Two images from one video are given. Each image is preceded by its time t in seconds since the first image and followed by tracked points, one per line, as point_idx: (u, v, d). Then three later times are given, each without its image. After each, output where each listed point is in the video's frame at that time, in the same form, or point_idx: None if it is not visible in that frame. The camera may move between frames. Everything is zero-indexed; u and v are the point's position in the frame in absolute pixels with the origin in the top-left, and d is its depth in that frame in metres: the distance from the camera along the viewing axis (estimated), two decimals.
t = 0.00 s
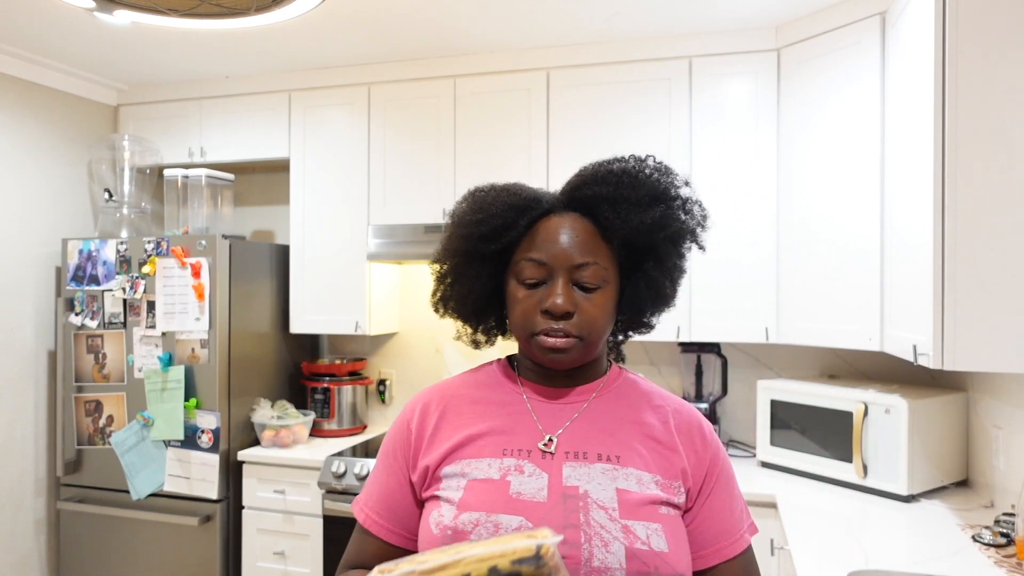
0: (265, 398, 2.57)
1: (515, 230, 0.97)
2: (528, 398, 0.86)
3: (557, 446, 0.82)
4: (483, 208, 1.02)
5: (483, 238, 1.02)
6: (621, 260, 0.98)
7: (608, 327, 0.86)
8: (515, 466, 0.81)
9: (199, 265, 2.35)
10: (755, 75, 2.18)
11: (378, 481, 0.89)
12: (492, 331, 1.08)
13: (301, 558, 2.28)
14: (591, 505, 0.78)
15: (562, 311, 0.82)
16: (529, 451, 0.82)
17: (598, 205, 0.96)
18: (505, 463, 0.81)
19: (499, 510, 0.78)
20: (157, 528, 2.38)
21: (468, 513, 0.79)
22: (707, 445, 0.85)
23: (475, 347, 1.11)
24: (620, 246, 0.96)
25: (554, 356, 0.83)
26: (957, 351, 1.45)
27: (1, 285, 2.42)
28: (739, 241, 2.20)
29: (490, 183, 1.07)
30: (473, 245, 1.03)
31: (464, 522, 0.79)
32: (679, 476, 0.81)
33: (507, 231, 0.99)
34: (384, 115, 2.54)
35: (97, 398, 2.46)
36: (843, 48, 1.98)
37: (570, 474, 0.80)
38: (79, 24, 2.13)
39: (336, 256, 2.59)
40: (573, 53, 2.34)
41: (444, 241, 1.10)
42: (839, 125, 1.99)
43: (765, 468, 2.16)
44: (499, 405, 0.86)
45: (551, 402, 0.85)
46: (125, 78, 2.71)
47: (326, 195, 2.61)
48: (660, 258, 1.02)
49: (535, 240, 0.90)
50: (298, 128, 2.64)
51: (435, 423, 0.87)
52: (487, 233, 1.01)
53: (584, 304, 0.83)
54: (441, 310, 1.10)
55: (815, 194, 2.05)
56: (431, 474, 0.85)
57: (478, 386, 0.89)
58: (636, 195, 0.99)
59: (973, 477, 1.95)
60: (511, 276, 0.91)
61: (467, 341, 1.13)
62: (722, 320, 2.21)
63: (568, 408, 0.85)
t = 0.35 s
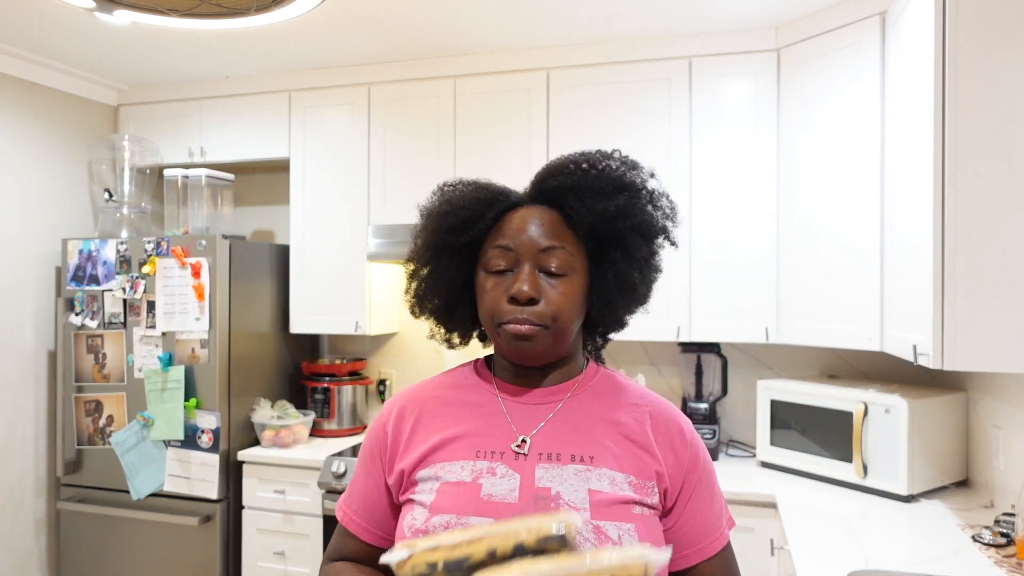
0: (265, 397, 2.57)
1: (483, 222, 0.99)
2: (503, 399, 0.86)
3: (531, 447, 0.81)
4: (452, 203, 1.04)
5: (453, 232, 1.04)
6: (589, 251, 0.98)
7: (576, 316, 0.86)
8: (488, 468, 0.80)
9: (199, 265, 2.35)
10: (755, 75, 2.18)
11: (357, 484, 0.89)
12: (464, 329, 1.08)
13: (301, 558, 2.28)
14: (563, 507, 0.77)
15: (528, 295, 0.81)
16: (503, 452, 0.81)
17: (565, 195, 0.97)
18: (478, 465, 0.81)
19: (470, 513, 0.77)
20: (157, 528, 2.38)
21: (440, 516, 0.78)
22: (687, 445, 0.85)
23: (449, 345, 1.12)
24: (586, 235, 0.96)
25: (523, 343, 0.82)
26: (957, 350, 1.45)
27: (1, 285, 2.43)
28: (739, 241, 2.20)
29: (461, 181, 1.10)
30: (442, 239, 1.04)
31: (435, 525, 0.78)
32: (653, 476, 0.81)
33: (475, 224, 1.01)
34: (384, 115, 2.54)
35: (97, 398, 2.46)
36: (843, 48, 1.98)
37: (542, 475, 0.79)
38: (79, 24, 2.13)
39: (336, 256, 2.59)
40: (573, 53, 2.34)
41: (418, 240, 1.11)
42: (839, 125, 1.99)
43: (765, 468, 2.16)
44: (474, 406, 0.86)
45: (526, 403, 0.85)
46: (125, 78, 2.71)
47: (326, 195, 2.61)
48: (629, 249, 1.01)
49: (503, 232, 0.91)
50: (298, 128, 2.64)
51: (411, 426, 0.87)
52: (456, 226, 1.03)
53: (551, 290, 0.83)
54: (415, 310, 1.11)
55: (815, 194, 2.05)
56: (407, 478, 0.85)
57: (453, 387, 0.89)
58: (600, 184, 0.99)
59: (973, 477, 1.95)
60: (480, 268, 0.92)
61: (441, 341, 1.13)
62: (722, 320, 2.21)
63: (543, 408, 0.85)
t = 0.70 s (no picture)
0: (265, 397, 2.57)
1: (481, 222, 1.00)
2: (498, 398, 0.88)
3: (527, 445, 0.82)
4: (448, 204, 1.05)
5: (450, 232, 1.04)
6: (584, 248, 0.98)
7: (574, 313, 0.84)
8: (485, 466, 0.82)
9: (199, 265, 2.35)
10: (755, 75, 2.18)
11: (350, 488, 0.83)
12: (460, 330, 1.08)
13: (301, 558, 2.28)
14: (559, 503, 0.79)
15: (527, 290, 0.80)
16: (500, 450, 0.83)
17: (560, 193, 0.98)
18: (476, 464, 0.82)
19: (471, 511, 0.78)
20: (157, 528, 2.38)
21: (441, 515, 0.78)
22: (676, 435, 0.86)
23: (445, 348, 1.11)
24: (581, 233, 0.97)
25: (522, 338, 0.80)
26: (957, 351, 1.45)
27: (1, 285, 2.43)
28: (739, 241, 2.20)
29: (457, 184, 1.11)
30: (439, 240, 1.05)
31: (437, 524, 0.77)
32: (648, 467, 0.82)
33: (472, 223, 1.01)
34: (384, 115, 2.54)
35: (97, 398, 2.46)
36: (843, 48, 1.98)
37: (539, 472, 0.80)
38: (79, 24, 2.13)
39: (336, 256, 2.60)
40: (573, 53, 2.34)
41: (414, 242, 1.12)
42: (839, 125, 1.99)
43: (765, 468, 2.16)
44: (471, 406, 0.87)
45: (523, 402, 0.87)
46: (125, 78, 2.71)
47: (326, 195, 2.61)
48: (623, 247, 1.01)
49: (502, 230, 0.90)
50: (298, 128, 2.64)
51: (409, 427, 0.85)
52: (452, 226, 1.04)
53: (549, 286, 0.82)
54: (413, 314, 1.11)
55: (815, 194, 2.05)
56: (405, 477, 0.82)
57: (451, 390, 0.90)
58: (594, 185, 1.00)
59: (972, 477, 1.95)
60: (478, 267, 0.91)
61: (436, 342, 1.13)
62: (722, 320, 2.21)
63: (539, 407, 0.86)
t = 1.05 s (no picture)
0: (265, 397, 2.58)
1: (481, 221, 0.99)
2: (500, 400, 0.89)
3: (531, 446, 0.84)
4: (449, 201, 1.05)
5: (450, 230, 1.04)
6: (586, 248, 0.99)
7: (576, 312, 0.85)
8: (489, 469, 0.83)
9: (199, 265, 2.35)
10: (755, 75, 2.18)
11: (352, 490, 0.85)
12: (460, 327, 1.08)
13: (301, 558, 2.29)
14: (565, 504, 0.80)
15: (529, 292, 0.81)
16: (504, 452, 0.84)
17: (562, 193, 0.97)
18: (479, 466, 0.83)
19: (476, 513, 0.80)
20: (157, 528, 2.38)
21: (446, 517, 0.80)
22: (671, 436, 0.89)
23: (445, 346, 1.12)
24: (582, 232, 0.97)
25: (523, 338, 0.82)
26: (956, 350, 1.45)
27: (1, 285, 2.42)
28: (739, 242, 2.20)
29: (457, 181, 1.11)
30: (439, 238, 1.05)
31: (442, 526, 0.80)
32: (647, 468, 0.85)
33: (473, 222, 1.01)
34: (384, 115, 2.54)
35: (97, 398, 2.46)
36: (843, 48, 1.98)
37: (543, 474, 0.82)
38: (79, 24, 2.13)
39: (336, 256, 2.60)
40: (572, 53, 2.34)
41: (414, 240, 1.12)
42: (838, 125, 1.99)
43: (765, 468, 2.16)
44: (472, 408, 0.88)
45: (525, 404, 0.87)
46: (125, 79, 2.71)
47: (326, 195, 2.61)
48: (625, 246, 1.02)
49: (503, 229, 0.91)
50: (298, 128, 2.64)
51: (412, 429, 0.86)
52: (453, 224, 1.04)
53: (551, 287, 0.82)
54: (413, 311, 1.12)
55: (815, 194, 2.05)
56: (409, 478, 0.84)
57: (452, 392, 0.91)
58: (595, 184, 1.01)
59: (972, 477, 1.95)
60: (479, 266, 0.91)
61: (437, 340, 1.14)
62: (721, 320, 2.21)
63: (540, 408, 0.87)
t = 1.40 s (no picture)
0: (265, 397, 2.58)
1: (480, 221, 1.00)
2: (502, 400, 0.89)
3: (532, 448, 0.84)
4: (448, 202, 1.05)
5: (450, 231, 1.04)
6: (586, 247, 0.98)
7: (575, 311, 0.85)
8: (491, 470, 0.84)
9: (199, 265, 2.35)
10: (755, 75, 2.18)
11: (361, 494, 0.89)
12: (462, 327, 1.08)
13: (301, 558, 2.29)
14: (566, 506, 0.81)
15: (527, 290, 0.81)
16: (507, 453, 0.84)
17: (560, 192, 0.98)
18: (481, 467, 0.84)
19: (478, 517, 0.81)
20: (157, 528, 2.38)
21: (448, 521, 0.82)
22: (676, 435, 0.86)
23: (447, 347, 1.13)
24: (582, 232, 0.97)
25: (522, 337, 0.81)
26: (956, 351, 1.45)
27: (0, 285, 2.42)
28: (739, 242, 2.20)
29: (455, 182, 1.11)
30: (439, 239, 1.05)
31: (444, 530, 0.82)
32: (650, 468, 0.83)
33: (472, 222, 1.01)
34: (384, 115, 2.54)
35: (97, 398, 2.46)
36: (843, 49, 1.98)
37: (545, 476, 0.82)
38: (79, 24, 2.13)
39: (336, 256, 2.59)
40: (573, 53, 2.35)
41: (413, 242, 1.12)
42: (838, 125, 2.00)
43: (764, 468, 2.16)
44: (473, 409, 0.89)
45: (526, 404, 0.88)
46: (125, 78, 2.71)
47: (326, 195, 2.61)
48: (626, 245, 1.02)
49: (501, 230, 0.91)
50: (298, 128, 2.64)
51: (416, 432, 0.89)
52: (452, 225, 1.04)
53: (550, 286, 0.82)
54: (414, 313, 1.12)
55: (815, 194, 2.06)
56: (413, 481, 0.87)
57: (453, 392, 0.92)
58: (594, 182, 1.01)
59: (972, 477, 1.95)
60: (478, 268, 0.91)
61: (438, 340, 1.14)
62: (722, 320, 2.21)
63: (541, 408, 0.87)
